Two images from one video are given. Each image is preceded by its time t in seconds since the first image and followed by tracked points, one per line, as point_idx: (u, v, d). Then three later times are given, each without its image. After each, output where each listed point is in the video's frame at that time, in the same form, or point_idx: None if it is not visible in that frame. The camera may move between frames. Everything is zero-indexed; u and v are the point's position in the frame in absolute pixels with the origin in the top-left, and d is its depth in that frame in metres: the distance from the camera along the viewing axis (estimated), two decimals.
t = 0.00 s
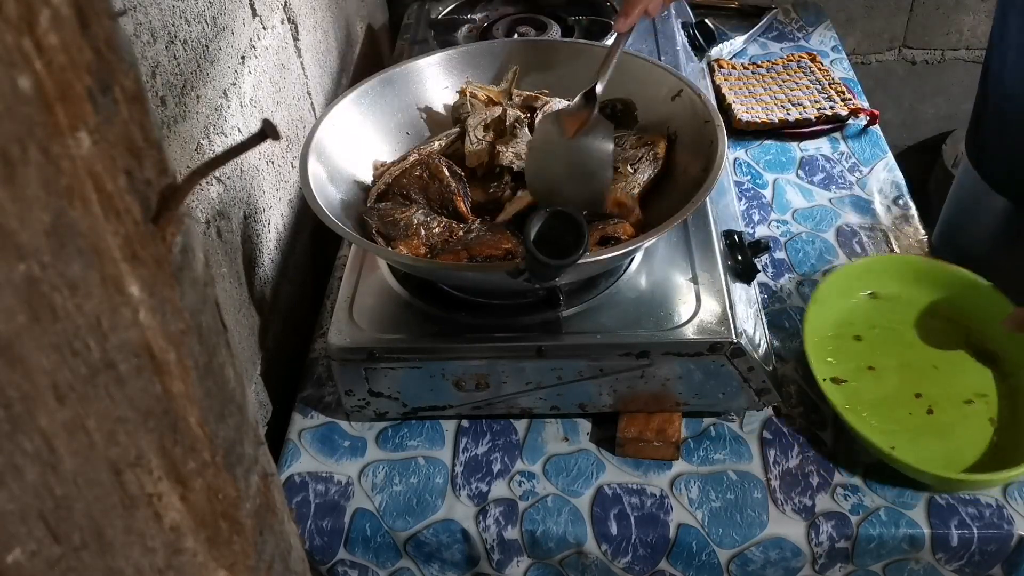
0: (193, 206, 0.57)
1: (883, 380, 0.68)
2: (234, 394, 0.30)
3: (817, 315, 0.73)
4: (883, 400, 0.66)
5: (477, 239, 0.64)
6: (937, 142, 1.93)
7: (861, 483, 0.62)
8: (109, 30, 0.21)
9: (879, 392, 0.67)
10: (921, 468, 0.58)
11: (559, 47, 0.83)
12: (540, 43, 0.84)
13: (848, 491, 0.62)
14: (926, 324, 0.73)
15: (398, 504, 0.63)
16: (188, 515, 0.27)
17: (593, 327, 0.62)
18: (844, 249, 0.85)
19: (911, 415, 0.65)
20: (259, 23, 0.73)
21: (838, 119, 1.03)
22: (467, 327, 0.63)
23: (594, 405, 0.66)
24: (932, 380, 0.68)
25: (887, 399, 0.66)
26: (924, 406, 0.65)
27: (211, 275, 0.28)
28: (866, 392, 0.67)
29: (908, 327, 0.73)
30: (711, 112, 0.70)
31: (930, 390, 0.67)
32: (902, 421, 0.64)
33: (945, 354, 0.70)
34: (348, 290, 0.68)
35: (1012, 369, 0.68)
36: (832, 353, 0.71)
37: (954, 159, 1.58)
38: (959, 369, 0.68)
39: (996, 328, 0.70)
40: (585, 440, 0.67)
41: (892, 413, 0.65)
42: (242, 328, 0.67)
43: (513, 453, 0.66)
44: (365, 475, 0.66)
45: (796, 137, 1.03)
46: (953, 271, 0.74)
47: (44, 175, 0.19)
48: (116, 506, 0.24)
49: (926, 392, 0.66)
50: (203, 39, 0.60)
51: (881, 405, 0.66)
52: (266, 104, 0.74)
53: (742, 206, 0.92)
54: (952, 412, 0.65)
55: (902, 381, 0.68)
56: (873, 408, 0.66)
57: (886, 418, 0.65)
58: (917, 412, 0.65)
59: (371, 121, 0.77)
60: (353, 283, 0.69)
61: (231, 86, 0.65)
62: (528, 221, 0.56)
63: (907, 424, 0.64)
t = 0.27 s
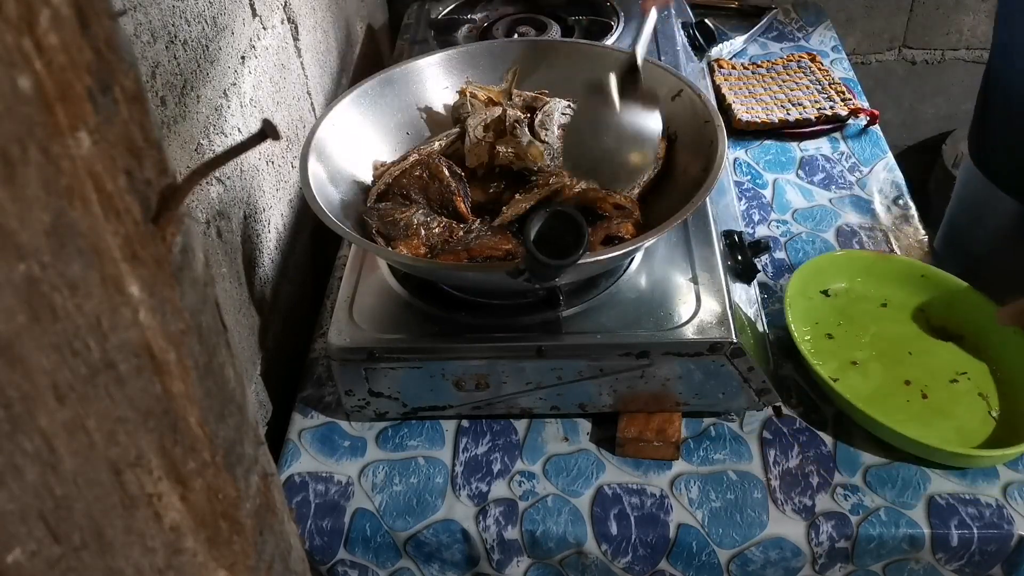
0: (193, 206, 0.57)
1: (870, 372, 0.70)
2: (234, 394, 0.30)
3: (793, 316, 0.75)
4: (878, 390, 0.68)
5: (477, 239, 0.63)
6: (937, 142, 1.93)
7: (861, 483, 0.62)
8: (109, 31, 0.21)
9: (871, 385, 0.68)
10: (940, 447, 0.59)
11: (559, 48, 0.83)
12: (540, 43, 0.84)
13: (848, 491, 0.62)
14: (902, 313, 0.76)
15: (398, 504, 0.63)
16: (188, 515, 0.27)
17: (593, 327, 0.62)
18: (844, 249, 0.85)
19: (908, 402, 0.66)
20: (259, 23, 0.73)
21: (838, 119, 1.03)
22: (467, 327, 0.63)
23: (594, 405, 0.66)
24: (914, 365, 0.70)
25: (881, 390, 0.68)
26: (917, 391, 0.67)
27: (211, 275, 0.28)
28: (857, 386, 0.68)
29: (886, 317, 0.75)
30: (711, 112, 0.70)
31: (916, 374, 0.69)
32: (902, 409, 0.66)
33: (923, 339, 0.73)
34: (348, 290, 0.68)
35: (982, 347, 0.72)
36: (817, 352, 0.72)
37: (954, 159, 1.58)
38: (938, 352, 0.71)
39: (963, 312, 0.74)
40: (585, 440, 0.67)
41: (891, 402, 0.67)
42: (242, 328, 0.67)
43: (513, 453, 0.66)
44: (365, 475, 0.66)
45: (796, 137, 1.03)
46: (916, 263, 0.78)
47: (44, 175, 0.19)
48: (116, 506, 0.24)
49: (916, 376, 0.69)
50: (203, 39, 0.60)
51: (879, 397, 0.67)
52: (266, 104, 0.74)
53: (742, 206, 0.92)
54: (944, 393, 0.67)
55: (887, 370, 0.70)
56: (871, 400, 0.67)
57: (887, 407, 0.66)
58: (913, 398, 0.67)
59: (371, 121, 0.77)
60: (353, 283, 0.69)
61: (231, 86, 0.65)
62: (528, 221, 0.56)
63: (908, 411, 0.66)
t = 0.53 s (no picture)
0: (193, 206, 0.57)
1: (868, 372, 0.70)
2: (234, 394, 0.30)
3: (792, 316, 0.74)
4: (878, 390, 0.68)
5: (477, 239, 0.63)
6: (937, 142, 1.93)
7: (861, 483, 0.62)
8: (109, 31, 0.21)
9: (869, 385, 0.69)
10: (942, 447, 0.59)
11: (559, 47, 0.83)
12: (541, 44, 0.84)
13: (848, 491, 0.62)
14: (899, 312, 0.76)
15: (397, 504, 0.63)
16: (188, 514, 0.27)
17: (593, 327, 0.62)
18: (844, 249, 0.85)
19: (908, 403, 0.67)
20: (259, 23, 0.73)
21: (838, 119, 1.03)
22: (467, 327, 0.63)
23: (594, 405, 0.66)
24: (913, 364, 0.70)
25: (880, 391, 0.68)
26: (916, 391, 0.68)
27: (211, 275, 0.28)
28: (856, 387, 0.68)
29: (885, 317, 0.75)
30: (711, 112, 0.70)
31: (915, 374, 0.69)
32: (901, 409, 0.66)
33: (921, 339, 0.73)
34: (348, 290, 0.68)
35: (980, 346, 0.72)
36: (816, 354, 0.72)
37: (953, 159, 1.58)
38: (935, 351, 0.72)
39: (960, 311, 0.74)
40: (585, 440, 0.67)
41: (892, 403, 0.67)
42: (242, 328, 0.67)
43: (513, 453, 0.66)
44: (365, 475, 0.66)
45: (796, 137, 1.03)
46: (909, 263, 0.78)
47: (44, 175, 0.19)
48: (116, 506, 0.24)
49: (915, 376, 0.69)
50: (203, 39, 0.60)
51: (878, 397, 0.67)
52: (266, 104, 0.74)
53: (742, 206, 0.92)
54: (943, 392, 0.67)
55: (886, 371, 0.70)
56: (870, 400, 0.67)
57: (887, 408, 0.66)
58: (913, 398, 0.67)
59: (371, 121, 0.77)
60: (353, 283, 0.69)
61: (231, 86, 0.65)
62: (528, 221, 0.56)
63: (908, 411, 0.66)
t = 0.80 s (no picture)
0: (193, 206, 0.57)
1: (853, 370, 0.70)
2: (234, 394, 0.30)
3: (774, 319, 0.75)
4: (866, 387, 0.68)
5: (477, 239, 0.64)
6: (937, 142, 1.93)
7: (861, 483, 0.62)
8: (109, 30, 0.21)
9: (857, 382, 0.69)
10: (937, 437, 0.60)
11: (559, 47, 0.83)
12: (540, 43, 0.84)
13: (848, 491, 0.62)
14: (869, 305, 0.77)
15: (397, 504, 0.63)
16: (188, 515, 0.27)
17: (593, 327, 0.62)
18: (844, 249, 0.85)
19: (897, 395, 0.67)
20: (259, 23, 0.73)
21: (838, 119, 1.03)
22: (467, 327, 0.63)
23: (594, 405, 0.66)
24: (893, 356, 0.72)
25: (869, 387, 0.69)
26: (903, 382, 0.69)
27: (211, 275, 0.28)
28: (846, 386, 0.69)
29: (860, 312, 0.76)
30: (711, 112, 0.70)
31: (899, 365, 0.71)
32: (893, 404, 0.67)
33: (898, 330, 0.74)
34: (348, 290, 0.68)
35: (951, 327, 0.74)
36: (801, 356, 0.72)
37: (954, 159, 1.58)
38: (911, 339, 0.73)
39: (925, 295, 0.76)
40: (585, 440, 0.67)
41: (882, 397, 0.67)
42: (242, 328, 0.67)
43: (513, 453, 0.66)
44: (365, 475, 0.66)
45: (796, 137, 1.03)
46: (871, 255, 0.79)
47: (44, 175, 0.19)
48: (116, 506, 0.24)
49: (898, 368, 0.70)
50: (203, 39, 0.60)
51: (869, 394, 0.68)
52: (266, 104, 0.74)
53: (742, 206, 0.92)
54: (928, 381, 0.69)
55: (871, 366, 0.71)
56: (861, 396, 0.68)
57: (878, 403, 0.67)
58: (901, 390, 0.68)
59: (372, 120, 0.77)
60: (353, 283, 0.69)
61: (231, 86, 0.65)
62: (528, 220, 0.56)
63: (899, 403, 0.67)
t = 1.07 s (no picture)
0: (193, 206, 0.57)
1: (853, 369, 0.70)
2: (234, 394, 0.30)
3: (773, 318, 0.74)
4: (866, 387, 0.68)
5: (477, 239, 0.64)
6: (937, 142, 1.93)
7: (861, 483, 0.62)
8: (109, 30, 0.21)
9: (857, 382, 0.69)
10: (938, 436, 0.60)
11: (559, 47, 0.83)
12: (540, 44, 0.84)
13: (848, 491, 0.62)
14: (869, 305, 0.77)
15: (397, 504, 0.63)
16: (188, 515, 0.27)
17: (593, 327, 0.62)
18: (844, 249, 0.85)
19: (897, 395, 0.67)
20: (259, 22, 0.73)
21: (838, 119, 1.03)
22: (467, 327, 0.63)
23: (594, 405, 0.66)
24: (892, 356, 0.72)
25: (868, 386, 0.69)
26: (903, 381, 0.69)
27: (211, 275, 0.28)
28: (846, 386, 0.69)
29: (860, 312, 0.76)
30: (711, 112, 0.69)
31: (898, 364, 0.71)
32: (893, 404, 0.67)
33: (897, 329, 0.74)
34: (348, 290, 0.68)
35: (950, 326, 0.74)
36: (801, 355, 0.72)
37: (954, 159, 1.58)
38: (909, 339, 0.73)
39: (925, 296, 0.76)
40: (585, 440, 0.67)
41: (882, 396, 0.67)
42: (242, 328, 0.67)
43: (513, 453, 0.66)
44: (365, 475, 0.66)
45: (796, 137, 1.03)
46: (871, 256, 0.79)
47: (44, 175, 0.19)
48: (116, 506, 0.24)
49: (898, 368, 0.70)
50: (203, 39, 0.60)
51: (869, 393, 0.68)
52: (266, 104, 0.74)
53: (742, 206, 0.92)
54: (928, 381, 0.69)
55: (871, 366, 0.71)
56: (861, 396, 0.68)
57: (878, 403, 0.67)
58: (901, 390, 0.68)
59: (372, 120, 0.77)
60: (353, 283, 0.69)
61: (231, 86, 0.65)
62: (528, 220, 0.56)
63: (899, 403, 0.67)
